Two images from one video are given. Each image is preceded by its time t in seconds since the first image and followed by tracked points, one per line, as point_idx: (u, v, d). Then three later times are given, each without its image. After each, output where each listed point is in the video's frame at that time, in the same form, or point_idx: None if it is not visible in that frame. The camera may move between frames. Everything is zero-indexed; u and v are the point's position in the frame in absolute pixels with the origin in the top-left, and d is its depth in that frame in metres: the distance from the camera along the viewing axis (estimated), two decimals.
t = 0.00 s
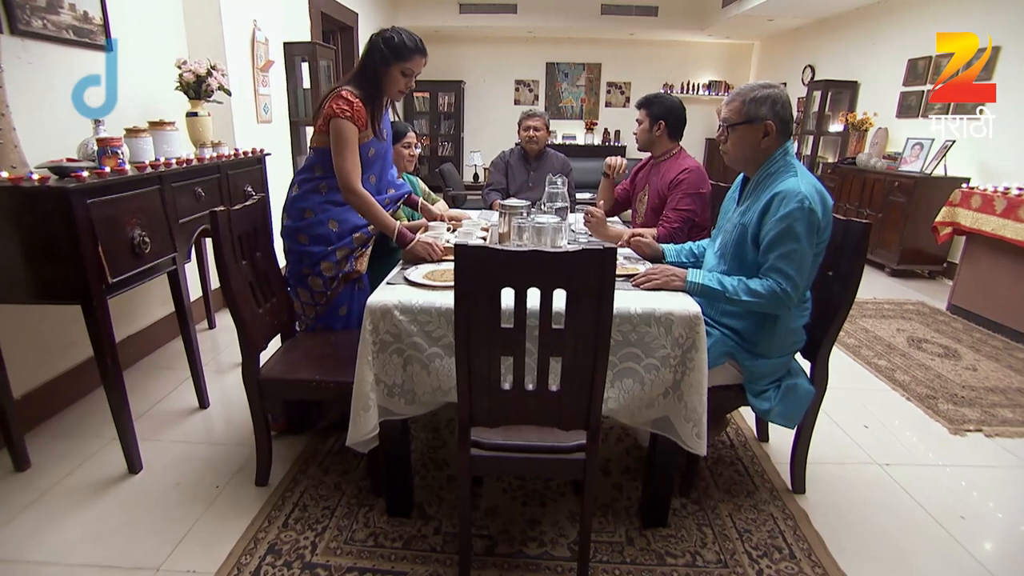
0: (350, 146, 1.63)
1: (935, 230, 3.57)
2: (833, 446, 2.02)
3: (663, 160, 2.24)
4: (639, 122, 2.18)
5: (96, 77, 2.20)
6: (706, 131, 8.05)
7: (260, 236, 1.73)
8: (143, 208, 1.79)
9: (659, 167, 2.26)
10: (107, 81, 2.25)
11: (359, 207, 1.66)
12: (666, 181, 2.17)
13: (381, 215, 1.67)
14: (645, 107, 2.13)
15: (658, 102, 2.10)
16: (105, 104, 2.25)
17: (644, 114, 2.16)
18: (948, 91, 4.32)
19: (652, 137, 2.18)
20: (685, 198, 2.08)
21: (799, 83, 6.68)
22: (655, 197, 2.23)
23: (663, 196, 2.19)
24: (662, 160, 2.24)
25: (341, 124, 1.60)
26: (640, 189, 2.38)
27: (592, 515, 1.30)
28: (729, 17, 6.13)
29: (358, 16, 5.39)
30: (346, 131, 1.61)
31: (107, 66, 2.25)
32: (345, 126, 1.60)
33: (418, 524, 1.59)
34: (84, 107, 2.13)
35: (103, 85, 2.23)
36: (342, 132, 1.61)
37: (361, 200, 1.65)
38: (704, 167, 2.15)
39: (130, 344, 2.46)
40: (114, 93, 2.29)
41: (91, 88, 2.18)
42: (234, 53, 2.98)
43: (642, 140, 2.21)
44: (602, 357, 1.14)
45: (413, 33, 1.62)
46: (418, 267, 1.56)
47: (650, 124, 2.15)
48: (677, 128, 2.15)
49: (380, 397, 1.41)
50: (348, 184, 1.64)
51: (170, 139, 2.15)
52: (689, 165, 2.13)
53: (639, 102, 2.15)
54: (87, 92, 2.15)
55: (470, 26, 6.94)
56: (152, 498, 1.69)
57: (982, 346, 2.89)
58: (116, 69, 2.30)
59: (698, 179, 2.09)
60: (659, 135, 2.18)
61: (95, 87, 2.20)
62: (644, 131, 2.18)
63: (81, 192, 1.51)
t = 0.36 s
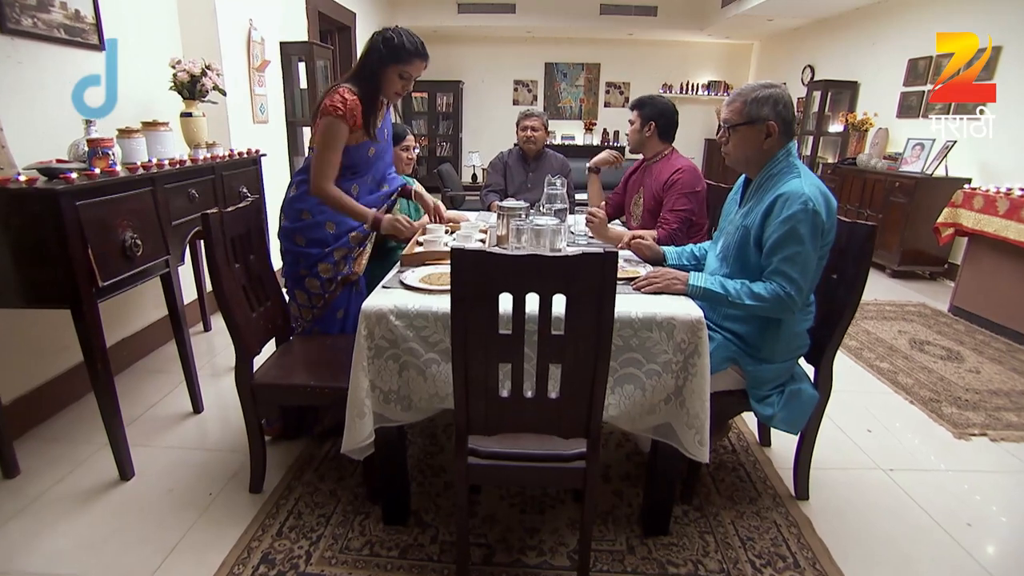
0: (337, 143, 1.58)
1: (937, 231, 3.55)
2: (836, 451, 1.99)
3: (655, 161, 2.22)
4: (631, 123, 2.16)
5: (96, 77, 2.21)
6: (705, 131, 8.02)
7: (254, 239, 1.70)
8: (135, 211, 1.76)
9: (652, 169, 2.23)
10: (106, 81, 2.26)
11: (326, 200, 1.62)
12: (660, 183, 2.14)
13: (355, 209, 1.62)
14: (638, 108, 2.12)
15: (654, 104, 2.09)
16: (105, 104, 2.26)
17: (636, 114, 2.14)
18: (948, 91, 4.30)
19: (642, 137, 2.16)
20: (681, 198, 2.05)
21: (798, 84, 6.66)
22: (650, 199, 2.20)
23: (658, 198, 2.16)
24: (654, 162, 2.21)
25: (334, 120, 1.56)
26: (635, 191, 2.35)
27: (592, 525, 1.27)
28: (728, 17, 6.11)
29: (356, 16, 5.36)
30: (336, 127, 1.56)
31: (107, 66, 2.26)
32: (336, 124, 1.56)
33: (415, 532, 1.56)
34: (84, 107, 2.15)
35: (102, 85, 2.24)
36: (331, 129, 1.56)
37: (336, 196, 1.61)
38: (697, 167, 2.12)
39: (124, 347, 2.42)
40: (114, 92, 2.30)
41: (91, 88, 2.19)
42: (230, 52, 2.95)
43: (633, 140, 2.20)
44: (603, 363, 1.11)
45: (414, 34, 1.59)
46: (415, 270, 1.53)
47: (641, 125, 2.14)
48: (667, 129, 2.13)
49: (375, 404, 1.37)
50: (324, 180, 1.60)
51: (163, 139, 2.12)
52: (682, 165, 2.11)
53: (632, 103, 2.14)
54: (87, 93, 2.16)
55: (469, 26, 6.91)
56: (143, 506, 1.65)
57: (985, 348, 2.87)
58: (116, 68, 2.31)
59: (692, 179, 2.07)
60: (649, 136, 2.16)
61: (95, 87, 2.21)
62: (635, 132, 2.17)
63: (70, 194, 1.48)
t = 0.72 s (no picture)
0: (342, 152, 1.59)
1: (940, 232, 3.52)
2: (841, 457, 1.96)
3: (650, 161, 2.19)
4: (634, 122, 2.10)
5: (96, 77, 2.22)
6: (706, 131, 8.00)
7: (249, 241, 1.66)
8: (128, 212, 1.73)
9: (648, 170, 2.20)
10: (107, 81, 2.26)
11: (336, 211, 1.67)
12: (655, 183, 2.12)
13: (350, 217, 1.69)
14: (642, 107, 2.08)
15: (652, 104, 2.07)
16: (105, 104, 2.26)
17: (640, 113, 2.09)
18: (948, 91, 4.28)
19: (648, 138, 2.12)
20: (677, 197, 2.02)
21: (799, 83, 6.63)
22: (648, 200, 2.17)
23: (655, 199, 2.14)
24: (651, 162, 2.19)
25: (337, 127, 1.55)
26: (633, 193, 2.32)
27: (593, 535, 1.24)
28: (729, 16, 6.07)
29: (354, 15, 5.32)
30: (341, 136, 1.57)
31: (107, 66, 2.26)
32: (341, 133, 1.56)
33: (413, 540, 1.53)
34: (84, 108, 2.16)
35: (102, 85, 2.25)
36: (336, 139, 1.57)
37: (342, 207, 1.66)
38: (691, 165, 2.10)
39: (119, 350, 2.40)
40: (114, 92, 2.31)
41: (91, 88, 2.19)
42: (226, 51, 2.92)
43: (635, 140, 2.14)
44: (605, 370, 1.08)
45: (397, 25, 1.56)
46: (412, 273, 1.50)
47: (649, 125, 2.10)
48: (671, 130, 2.13)
49: (372, 410, 1.34)
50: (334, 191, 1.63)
51: (158, 139, 2.09)
52: (676, 164, 2.08)
53: (634, 101, 2.10)
54: (87, 93, 2.17)
55: (468, 26, 6.87)
56: (135, 513, 1.62)
57: (989, 351, 2.84)
58: (116, 67, 2.31)
59: (687, 177, 2.04)
60: (654, 138, 2.13)
61: (95, 87, 2.21)
62: (638, 132, 2.11)
63: (59, 195, 1.45)
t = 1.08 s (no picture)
0: (334, 134, 1.51)
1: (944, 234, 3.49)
2: (846, 464, 1.93)
3: (654, 164, 2.16)
4: (643, 123, 2.06)
5: (96, 77, 2.21)
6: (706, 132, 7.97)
7: (243, 244, 1.63)
8: (120, 215, 1.70)
9: (652, 173, 2.17)
10: (106, 81, 2.26)
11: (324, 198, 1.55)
12: (660, 187, 2.09)
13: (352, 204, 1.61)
14: (652, 108, 2.05)
15: (662, 106, 2.04)
16: (105, 104, 2.26)
17: (649, 114, 2.05)
18: (948, 91, 4.27)
19: (653, 142, 2.07)
20: (682, 201, 1.99)
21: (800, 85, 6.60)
22: (651, 204, 2.14)
23: (659, 203, 2.11)
24: (653, 165, 2.15)
25: (331, 110, 1.48)
26: (635, 196, 2.30)
27: (595, 548, 1.21)
28: (730, 17, 6.05)
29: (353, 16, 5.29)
30: (334, 118, 1.49)
31: (107, 66, 2.26)
32: (334, 114, 1.49)
33: (410, 551, 1.49)
34: (84, 108, 2.16)
35: (102, 85, 2.25)
36: (329, 121, 1.49)
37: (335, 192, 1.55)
38: (697, 170, 2.07)
39: (114, 355, 2.37)
40: (114, 92, 2.31)
41: (90, 88, 2.19)
42: (223, 52, 2.89)
43: (640, 142, 2.09)
44: (608, 380, 1.05)
45: (383, 13, 1.52)
46: (410, 278, 1.47)
47: (657, 129, 2.06)
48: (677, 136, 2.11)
49: (368, 419, 1.31)
50: (316, 173, 1.53)
51: (153, 141, 2.06)
52: (682, 167, 2.06)
53: (645, 101, 2.06)
54: (87, 93, 2.17)
55: (468, 27, 6.85)
56: (127, 523, 1.59)
57: (995, 354, 2.81)
58: (117, 69, 2.31)
59: (693, 182, 2.01)
60: (661, 142, 2.09)
61: (95, 87, 2.21)
62: (645, 134, 2.07)
63: (48, 199, 1.42)
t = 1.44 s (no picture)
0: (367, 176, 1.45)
1: (948, 239, 3.47)
2: (852, 473, 1.90)
3: (659, 170, 2.14)
4: (650, 130, 2.04)
5: (96, 78, 2.21)
6: (706, 136, 7.96)
7: (239, 251, 1.61)
8: (113, 221, 1.67)
9: (656, 179, 2.15)
10: (107, 81, 2.26)
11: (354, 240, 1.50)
12: (664, 193, 2.07)
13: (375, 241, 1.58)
14: (658, 113, 2.01)
15: (670, 113, 2.01)
16: (105, 104, 2.26)
17: (654, 119, 2.02)
18: (949, 91, 4.27)
19: (660, 149, 2.06)
20: (686, 208, 1.97)
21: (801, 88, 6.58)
22: (654, 210, 2.12)
23: (663, 209, 2.08)
24: (658, 170, 2.13)
25: (364, 149, 1.43)
26: (638, 202, 2.27)
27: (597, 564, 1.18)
28: (730, 21, 6.03)
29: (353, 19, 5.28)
30: (368, 157, 1.43)
31: (107, 66, 2.26)
32: (368, 152, 1.43)
33: (407, 564, 1.46)
34: (84, 108, 2.15)
35: (102, 85, 2.25)
36: (363, 162, 1.43)
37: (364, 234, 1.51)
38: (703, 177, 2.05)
39: (107, 362, 2.33)
40: (115, 93, 2.31)
41: (90, 88, 2.19)
42: (221, 56, 2.87)
43: (646, 148, 2.07)
44: (610, 392, 1.02)
45: (388, 46, 1.50)
46: (408, 286, 1.44)
47: (664, 137, 2.03)
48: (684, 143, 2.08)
49: (364, 430, 1.28)
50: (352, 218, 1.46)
51: (149, 145, 2.03)
52: (687, 173, 2.03)
53: (649, 107, 2.03)
54: (87, 92, 2.16)
55: (467, 31, 6.84)
56: (119, 535, 1.56)
57: (1000, 361, 2.78)
58: (117, 69, 2.31)
59: (698, 188, 1.99)
60: (667, 149, 2.07)
61: (95, 87, 2.21)
62: (651, 141, 2.05)
63: (39, 204, 1.39)
